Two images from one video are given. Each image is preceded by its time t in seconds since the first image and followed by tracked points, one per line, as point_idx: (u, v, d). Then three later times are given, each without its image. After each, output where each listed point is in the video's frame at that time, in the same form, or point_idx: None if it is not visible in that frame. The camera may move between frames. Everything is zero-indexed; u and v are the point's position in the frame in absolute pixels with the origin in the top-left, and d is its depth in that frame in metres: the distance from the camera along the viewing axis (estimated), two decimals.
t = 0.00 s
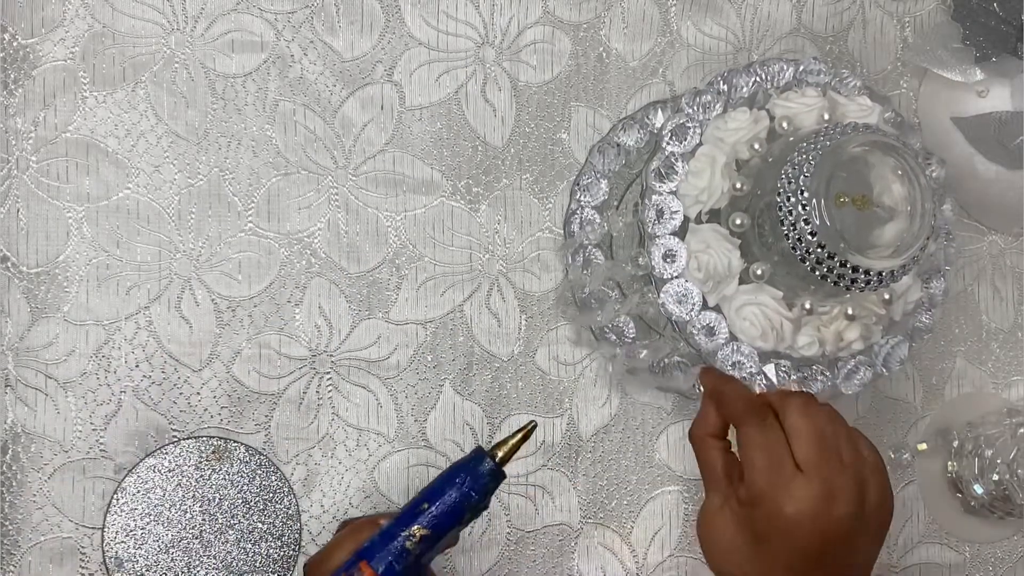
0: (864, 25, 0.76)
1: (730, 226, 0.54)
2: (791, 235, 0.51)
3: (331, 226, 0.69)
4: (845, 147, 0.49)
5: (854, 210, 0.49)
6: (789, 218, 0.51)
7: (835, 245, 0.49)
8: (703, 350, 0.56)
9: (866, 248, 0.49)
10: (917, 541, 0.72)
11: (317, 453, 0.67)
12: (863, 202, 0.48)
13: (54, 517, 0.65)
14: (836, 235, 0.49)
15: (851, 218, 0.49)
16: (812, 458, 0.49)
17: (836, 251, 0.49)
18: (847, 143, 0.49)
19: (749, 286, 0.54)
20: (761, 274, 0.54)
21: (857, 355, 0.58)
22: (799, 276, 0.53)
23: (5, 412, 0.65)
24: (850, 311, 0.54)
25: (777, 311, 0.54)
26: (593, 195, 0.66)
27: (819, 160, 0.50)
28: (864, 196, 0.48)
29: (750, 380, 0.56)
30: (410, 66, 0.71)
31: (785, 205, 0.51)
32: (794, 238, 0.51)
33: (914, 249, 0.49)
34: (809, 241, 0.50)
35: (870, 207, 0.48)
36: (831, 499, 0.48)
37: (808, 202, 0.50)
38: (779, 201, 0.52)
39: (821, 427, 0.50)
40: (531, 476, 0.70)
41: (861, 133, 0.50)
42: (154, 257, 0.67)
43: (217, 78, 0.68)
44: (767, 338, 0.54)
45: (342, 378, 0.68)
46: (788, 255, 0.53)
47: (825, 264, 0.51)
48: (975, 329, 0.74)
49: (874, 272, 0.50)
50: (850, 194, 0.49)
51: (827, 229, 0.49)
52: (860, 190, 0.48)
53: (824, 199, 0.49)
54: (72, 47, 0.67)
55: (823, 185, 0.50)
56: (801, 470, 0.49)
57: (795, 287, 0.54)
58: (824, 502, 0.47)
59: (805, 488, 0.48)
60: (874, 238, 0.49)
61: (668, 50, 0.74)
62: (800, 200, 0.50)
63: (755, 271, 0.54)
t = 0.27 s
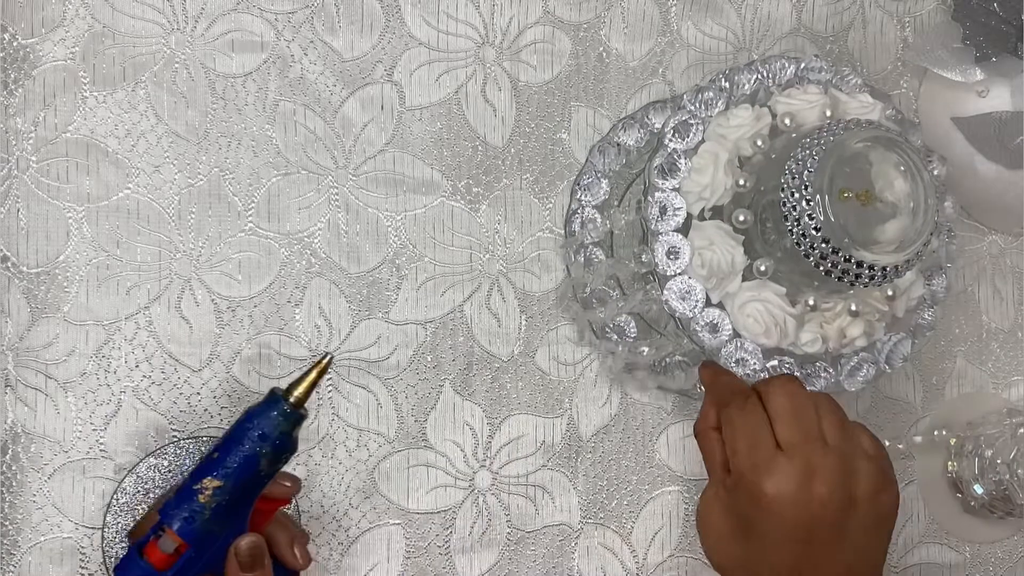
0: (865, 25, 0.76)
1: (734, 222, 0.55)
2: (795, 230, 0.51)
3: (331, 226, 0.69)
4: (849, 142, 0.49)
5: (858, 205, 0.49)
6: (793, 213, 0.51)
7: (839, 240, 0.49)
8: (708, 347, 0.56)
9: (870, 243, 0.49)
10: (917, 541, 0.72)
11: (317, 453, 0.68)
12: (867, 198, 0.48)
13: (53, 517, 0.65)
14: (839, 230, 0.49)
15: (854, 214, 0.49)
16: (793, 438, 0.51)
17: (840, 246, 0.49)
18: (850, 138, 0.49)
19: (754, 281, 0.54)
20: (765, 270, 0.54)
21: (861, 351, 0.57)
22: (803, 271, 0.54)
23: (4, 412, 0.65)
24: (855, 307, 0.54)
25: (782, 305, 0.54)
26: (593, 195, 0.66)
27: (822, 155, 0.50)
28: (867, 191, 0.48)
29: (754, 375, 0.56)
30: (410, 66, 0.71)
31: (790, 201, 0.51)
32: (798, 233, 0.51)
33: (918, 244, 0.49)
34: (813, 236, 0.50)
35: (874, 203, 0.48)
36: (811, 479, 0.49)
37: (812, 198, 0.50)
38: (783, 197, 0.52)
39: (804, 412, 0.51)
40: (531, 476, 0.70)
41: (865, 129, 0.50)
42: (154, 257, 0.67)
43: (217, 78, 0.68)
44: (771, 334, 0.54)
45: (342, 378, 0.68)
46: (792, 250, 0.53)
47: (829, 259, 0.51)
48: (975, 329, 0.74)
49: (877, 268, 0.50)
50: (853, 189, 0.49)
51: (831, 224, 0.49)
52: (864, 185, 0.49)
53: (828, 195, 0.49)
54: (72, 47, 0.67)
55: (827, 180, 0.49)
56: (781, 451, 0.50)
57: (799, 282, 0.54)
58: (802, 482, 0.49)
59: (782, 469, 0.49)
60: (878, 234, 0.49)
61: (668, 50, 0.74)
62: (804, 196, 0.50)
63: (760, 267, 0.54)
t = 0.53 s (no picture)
0: (864, 25, 0.76)
1: (733, 224, 0.54)
2: (795, 231, 0.51)
3: (331, 226, 0.69)
4: (848, 143, 0.49)
5: (857, 207, 0.49)
6: (792, 215, 0.51)
7: (839, 241, 0.49)
8: (707, 348, 0.56)
9: (869, 244, 0.49)
10: (917, 541, 0.72)
11: (317, 453, 0.68)
12: (866, 200, 0.48)
13: (53, 518, 0.65)
14: (839, 232, 0.49)
15: (854, 215, 0.49)
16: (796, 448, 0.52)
17: (840, 247, 0.49)
18: (850, 140, 0.49)
19: (753, 282, 0.54)
20: (764, 271, 0.54)
21: (860, 353, 0.57)
22: (801, 274, 0.53)
23: (5, 412, 0.65)
24: (854, 308, 0.54)
25: (781, 307, 0.53)
26: (593, 195, 0.66)
27: (821, 156, 0.50)
28: (867, 193, 0.49)
29: (753, 377, 0.56)
30: (410, 66, 0.71)
31: (789, 202, 0.51)
32: (797, 234, 0.51)
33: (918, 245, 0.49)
34: (813, 238, 0.50)
35: (873, 204, 0.49)
36: (815, 487, 0.51)
37: (811, 200, 0.50)
38: (782, 198, 0.52)
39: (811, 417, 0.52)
40: (531, 476, 0.70)
41: (864, 130, 0.50)
42: (154, 257, 0.67)
43: (217, 78, 0.68)
44: (769, 337, 0.54)
45: (342, 378, 0.68)
46: (791, 251, 0.53)
47: (828, 261, 0.51)
48: (975, 329, 0.74)
49: (877, 269, 0.51)
50: (853, 191, 0.49)
51: (831, 226, 0.49)
52: (863, 187, 0.49)
53: (828, 196, 0.49)
54: (72, 47, 0.67)
55: (826, 182, 0.49)
56: (784, 457, 0.52)
57: (798, 285, 0.54)
58: (807, 489, 0.51)
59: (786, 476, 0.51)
60: (877, 235, 0.49)
61: (668, 50, 0.74)
62: (803, 197, 0.50)
63: (759, 269, 0.54)
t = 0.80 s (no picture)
0: (864, 25, 0.76)
1: (729, 228, 0.54)
2: (790, 237, 0.51)
3: (331, 226, 0.69)
4: (845, 149, 0.50)
5: (854, 212, 0.49)
6: (788, 220, 0.51)
7: (836, 247, 0.49)
8: (703, 351, 0.56)
9: (865, 250, 0.50)
10: (918, 541, 0.72)
11: (317, 453, 0.68)
12: (863, 205, 0.49)
13: (54, 517, 0.65)
14: (836, 237, 0.49)
15: (850, 221, 0.49)
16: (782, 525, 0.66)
17: (836, 253, 0.50)
18: (846, 146, 0.50)
19: (749, 287, 0.54)
20: (760, 276, 0.54)
21: (857, 356, 0.58)
22: (798, 277, 0.53)
23: (5, 412, 0.65)
24: (849, 313, 0.54)
25: (777, 312, 0.54)
26: (593, 195, 0.66)
27: (818, 162, 0.50)
28: (864, 199, 0.49)
29: (749, 381, 0.56)
30: (409, 66, 0.71)
31: (785, 208, 0.51)
32: (793, 239, 0.51)
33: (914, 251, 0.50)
34: (809, 243, 0.50)
35: (870, 210, 0.49)
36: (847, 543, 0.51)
37: (807, 205, 0.50)
38: (778, 204, 0.52)
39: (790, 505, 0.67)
40: (531, 476, 0.70)
41: (861, 136, 0.50)
42: (154, 257, 0.67)
43: (217, 78, 0.68)
44: (766, 340, 0.54)
45: (342, 378, 0.68)
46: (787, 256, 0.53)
47: (824, 266, 0.51)
48: (975, 329, 0.74)
49: (872, 275, 0.51)
50: (849, 197, 0.49)
51: (828, 231, 0.49)
52: (860, 193, 0.49)
53: (824, 202, 0.49)
54: (72, 47, 0.67)
55: (823, 188, 0.50)
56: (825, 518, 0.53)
57: (794, 289, 0.54)
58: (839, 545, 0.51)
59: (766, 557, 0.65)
60: (873, 241, 0.49)
61: (668, 50, 0.74)
62: (800, 203, 0.50)
63: (754, 274, 0.54)
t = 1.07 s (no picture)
0: (865, 26, 0.76)
1: (729, 228, 0.54)
2: (790, 237, 0.51)
3: (331, 226, 0.69)
4: (845, 150, 0.49)
5: (854, 212, 0.49)
6: (788, 220, 0.51)
7: (836, 247, 0.49)
8: (703, 351, 0.56)
9: (866, 250, 0.50)
10: (918, 542, 0.72)
11: (317, 453, 0.68)
12: (863, 206, 0.49)
13: (54, 517, 0.65)
14: (836, 237, 0.49)
15: (850, 221, 0.49)
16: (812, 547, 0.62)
17: (837, 253, 0.50)
18: (846, 146, 0.50)
19: (749, 288, 0.54)
20: (760, 277, 0.54)
21: (857, 356, 0.57)
22: (798, 277, 0.54)
23: (5, 412, 0.65)
24: (849, 313, 0.54)
25: (776, 312, 0.54)
26: (593, 195, 0.66)
27: (818, 162, 0.50)
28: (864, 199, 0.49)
29: (749, 381, 0.56)
30: (409, 67, 0.71)
31: (784, 208, 0.51)
32: (793, 240, 0.51)
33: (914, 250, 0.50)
34: (809, 243, 0.50)
35: (870, 210, 0.49)
36: None
37: (807, 205, 0.50)
38: (778, 204, 0.52)
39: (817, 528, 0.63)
40: (531, 476, 0.70)
41: (861, 135, 0.50)
42: (154, 257, 0.67)
43: (217, 78, 0.68)
44: (766, 340, 0.54)
45: (342, 378, 0.68)
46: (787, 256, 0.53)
47: (824, 266, 0.51)
48: (975, 329, 0.74)
49: (872, 275, 0.51)
50: (849, 197, 0.50)
51: (828, 231, 0.49)
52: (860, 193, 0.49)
53: (825, 202, 0.49)
54: (72, 47, 0.67)
55: (823, 188, 0.50)
56: None
57: (794, 289, 0.54)
58: None
59: None
60: (873, 241, 0.49)
61: (668, 50, 0.74)
62: (800, 203, 0.50)
63: (754, 274, 0.54)
